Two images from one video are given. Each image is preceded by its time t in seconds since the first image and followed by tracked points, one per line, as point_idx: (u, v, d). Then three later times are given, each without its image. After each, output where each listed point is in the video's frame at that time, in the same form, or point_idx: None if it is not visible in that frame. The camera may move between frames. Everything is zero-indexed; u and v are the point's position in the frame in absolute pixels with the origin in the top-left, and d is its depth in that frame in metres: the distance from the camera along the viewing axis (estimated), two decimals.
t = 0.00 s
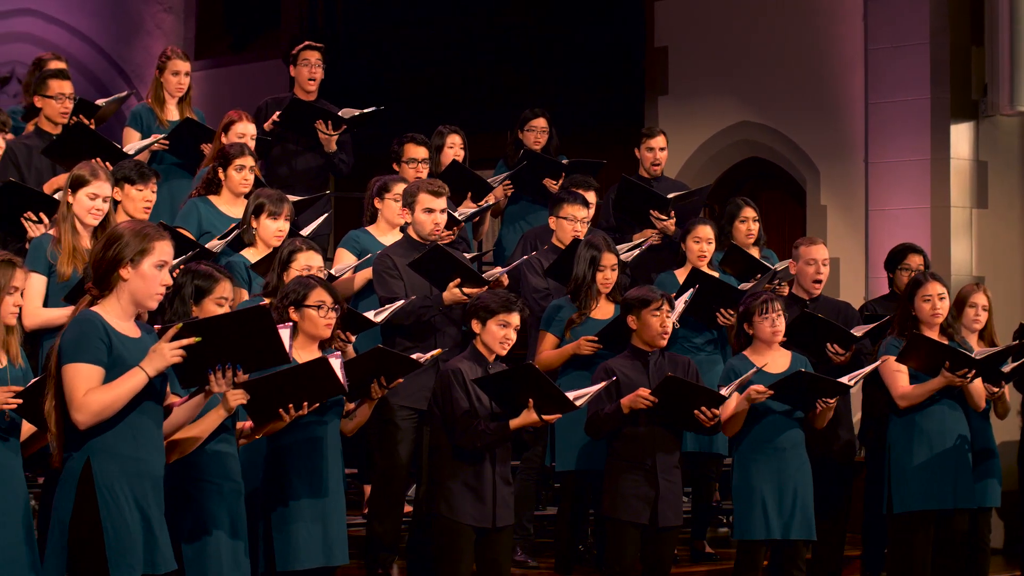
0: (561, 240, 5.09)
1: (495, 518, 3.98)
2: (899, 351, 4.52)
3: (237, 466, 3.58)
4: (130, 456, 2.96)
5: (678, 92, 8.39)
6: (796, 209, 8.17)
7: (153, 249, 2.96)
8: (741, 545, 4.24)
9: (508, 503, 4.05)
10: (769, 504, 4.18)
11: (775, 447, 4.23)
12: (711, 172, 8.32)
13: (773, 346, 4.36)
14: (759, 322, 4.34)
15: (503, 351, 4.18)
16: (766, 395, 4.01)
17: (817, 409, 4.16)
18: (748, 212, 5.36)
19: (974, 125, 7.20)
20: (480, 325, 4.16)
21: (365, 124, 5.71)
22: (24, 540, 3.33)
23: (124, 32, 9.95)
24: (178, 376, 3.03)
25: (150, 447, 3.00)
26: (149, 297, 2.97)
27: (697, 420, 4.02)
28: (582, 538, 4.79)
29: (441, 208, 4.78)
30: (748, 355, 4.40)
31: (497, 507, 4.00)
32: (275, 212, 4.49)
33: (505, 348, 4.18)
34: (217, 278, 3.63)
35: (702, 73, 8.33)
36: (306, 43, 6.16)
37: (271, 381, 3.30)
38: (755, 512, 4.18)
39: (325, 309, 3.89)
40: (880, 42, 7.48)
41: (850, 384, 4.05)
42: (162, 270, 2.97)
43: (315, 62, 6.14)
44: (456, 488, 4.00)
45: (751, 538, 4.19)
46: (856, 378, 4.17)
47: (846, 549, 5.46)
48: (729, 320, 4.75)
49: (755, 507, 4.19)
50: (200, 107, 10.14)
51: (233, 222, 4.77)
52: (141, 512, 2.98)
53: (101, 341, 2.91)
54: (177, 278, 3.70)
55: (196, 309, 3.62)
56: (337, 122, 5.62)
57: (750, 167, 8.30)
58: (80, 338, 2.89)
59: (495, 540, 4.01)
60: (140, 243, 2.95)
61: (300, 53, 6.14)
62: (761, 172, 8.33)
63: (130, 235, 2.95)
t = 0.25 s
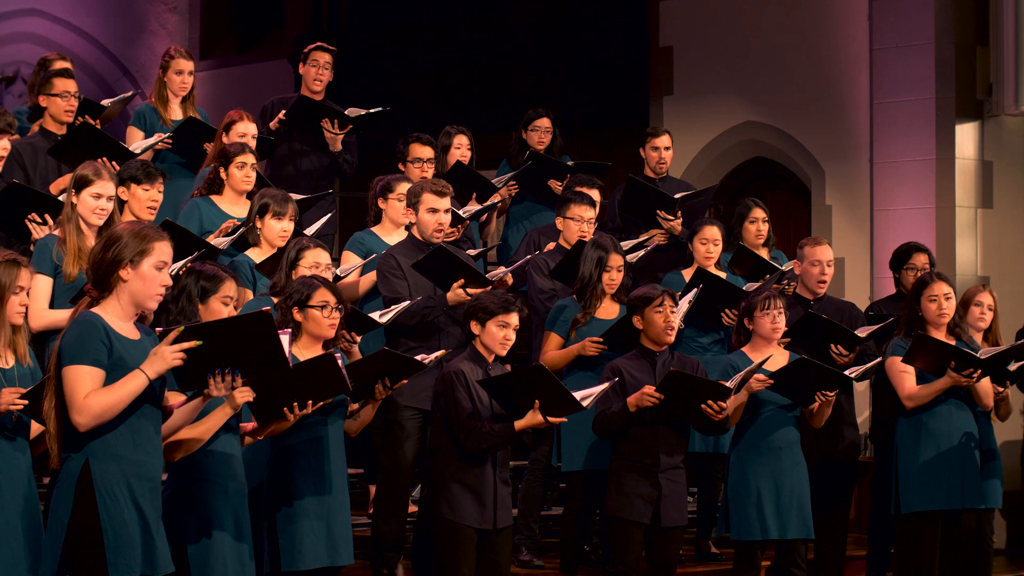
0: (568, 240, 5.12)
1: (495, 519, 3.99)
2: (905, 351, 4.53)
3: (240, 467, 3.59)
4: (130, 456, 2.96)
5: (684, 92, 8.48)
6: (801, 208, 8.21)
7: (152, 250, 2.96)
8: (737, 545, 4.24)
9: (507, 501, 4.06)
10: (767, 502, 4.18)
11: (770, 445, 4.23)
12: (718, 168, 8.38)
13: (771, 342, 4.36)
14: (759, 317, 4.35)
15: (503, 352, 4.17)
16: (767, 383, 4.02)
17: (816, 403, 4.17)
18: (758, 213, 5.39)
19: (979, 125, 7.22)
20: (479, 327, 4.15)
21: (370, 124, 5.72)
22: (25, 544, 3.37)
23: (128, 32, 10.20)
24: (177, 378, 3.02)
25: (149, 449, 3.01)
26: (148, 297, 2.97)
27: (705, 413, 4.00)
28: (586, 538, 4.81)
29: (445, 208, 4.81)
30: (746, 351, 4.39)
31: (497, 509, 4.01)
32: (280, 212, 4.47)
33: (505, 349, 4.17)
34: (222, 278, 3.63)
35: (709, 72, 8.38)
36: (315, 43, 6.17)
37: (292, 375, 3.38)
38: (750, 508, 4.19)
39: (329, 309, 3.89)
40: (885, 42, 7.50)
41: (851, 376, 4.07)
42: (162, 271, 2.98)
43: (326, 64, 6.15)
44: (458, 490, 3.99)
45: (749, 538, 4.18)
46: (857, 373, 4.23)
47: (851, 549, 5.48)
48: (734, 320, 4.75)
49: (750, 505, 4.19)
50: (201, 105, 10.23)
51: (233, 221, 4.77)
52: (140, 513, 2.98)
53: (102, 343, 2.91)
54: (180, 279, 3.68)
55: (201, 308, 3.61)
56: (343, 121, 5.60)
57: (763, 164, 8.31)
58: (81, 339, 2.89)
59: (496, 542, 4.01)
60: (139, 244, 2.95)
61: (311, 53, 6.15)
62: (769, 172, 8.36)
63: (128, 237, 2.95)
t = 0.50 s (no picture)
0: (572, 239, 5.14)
1: (500, 519, 3.99)
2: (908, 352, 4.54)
3: (241, 467, 3.59)
4: (128, 458, 2.96)
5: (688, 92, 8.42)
6: (804, 209, 8.15)
7: (151, 250, 2.96)
8: (736, 547, 4.24)
9: (513, 502, 4.06)
10: (763, 503, 4.17)
11: (767, 447, 4.22)
12: (721, 169, 8.35)
13: (772, 342, 4.34)
14: (761, 317, 4.34)
15: (501, 353, 4.17)
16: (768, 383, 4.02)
17: (816, 403, 4.16)
18: (766, 213, 5.45)
19: (983, 124, 7.23)
20: (476, 329, 4.16)
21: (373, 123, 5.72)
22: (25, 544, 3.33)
23: (132, 34, 9.96)
24: (177, 380, 2.99)
25: (147, 451, 3.00)
26: (148, 298, 2.97)
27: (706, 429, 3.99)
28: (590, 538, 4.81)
29: (446, 209, 4.80)
30: (745, 351, 4.37)
31: (502, 511, 4.01)
32: (283, 213, 4.48)
33: (502, 350, 4.18)
34: (224, 279, 3.65)
35: (712, 73, 8.35)
36: (321, 42, 6.18)
37: (295, 374, 3.38)
38: (746, 500, 4.19)
39: (332, 309, 3.89)
40: (890, 43, 7.54)
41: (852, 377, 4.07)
42: (161, 270, 2.97)
43: (331, 62, 6.17)
44: (461, 490, 3.98)
45: (745, 539, 4.18)
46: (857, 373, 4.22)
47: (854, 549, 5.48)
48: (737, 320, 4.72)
49: (747, 498, 4.19)
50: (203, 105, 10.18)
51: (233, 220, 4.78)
52: (139, 514, 2.97)
53: (101, 346, 2.90)
54: (181, 280, 3.68)
55: (206, 309, 3.62)
56: (345, 119, 5.62)
57: (768, 164, 8.28)
58: (81, 343, 2.89)
59: (501, 542, 4.02)
60: (137, 244, 2.95)
61: (317, 50, 6.16)
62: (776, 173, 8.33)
63: (126, 237, 2.95)
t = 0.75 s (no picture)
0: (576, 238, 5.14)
1: (504, 517, 3.99)
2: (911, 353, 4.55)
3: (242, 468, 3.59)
4: (129, 458, 2.96)
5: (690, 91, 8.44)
6: (807, 209, 8.17)
7: (145, 249, 2.97)
8: (737, 548, 4.22)
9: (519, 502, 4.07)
10: (758, 502, 4.17)
11: (762, 449, 4.22)
12: (724, 169, 8.37)
13: (774, 346, 4.33)
14: (765, 320, 4.31)
15: (501, 352, 4.17)
16: (769, 393, 4.01)
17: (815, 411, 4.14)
18: (772, 213, 5.46)
19: (986, 124, 7.24)
20: (475, 330, 4.15)
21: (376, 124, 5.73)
22: (28, 543, 3.36)
23: (135, 33, 10.00)
24: (177, 381, 3.01)
25: (147, 451, 3.00)
26: (145, 296, 2.98)
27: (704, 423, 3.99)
28: (593, 539, 4.81)
29: (443, 207, 4.80)
30: (747, 354, 4.38)
31: (508, 510, 4.01)
32: (286, 212, 4.48)
33: (502, 349, 4.18)
34: (226, 279, 3.65)
35: (716, 73, 8.37)
36: (321, 42, 6.21)
37: (295, 375, 3.41)
38: (745, 509, 4.17)
39: (335, 309, 3.88)
40: (892, 43, 7.54)
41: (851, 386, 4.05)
42: (156, 269, 2.98)
43: (330, 60, 6.20)
44: (464, 490, 3.98)
45: (743, 541, 4.17)
46: (859, 379, 4.17)
47: (857, 549, 5.48)
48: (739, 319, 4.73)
49: (745, 505, 4.17)
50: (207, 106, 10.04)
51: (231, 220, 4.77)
52: (140, 513, 2.97)
53: (99, 349, 2.90)
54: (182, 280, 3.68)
55: (207, 310, 3.62)
56: (348, 121, 5.64)
57: (770, 165, 8.29)
58: (79, 347, 2.88)
59: (506, 541, 4.02)
60: (131, 244, 2.96)
61: (317, 50, 6.19)
62: (777, 172, 8.34)
63: (121, 237, 2.96)
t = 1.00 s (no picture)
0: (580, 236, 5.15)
1: (512, 515, 3.99)
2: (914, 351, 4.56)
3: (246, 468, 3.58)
4: (134, 459, 2.96)
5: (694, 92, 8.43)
6: (811, 209, 8.21)
7: (147, 250, 2.96)
8: (742, 550, 4.20)
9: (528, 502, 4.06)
10: (763, 505, 4.16)
11: (768, 451, 4.22)
12: (727, 170, 8.39)
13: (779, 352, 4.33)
14: (770, 326, 4.31)
15: (508, 349, 4.16)
16: (775, 398, 4.08)
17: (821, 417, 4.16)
18: (775, 212, 5.49)
19: (990, 124, 7.35)
20: (480, 330, 4.16)
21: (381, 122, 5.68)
22: (34, 544, 3.37)
23: (137, 32, 9.62)
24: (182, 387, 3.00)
25: (153, 452, 3.00)
26: (149, 298, 2.97)
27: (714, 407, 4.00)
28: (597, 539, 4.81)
29: (441, 206, 4.77)
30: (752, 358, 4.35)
31: (515, 503, 4.01)
32: (291, 212, 4.47)
33: (509, 346, 4.16)
34: (228, 279, 3.65)
35: (717, 73, 8.38)
36: (321, 39, 6.21)
37: (300, 379, 3.41)
38: (750, 518, 4.16)
39: (340, 309, 3.89)
40: (896, 42, 7.55)
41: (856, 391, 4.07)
42: (159, 269, 2.97)
43: (330, 58, 6.20)
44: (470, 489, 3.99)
45: (747, 544, 4.16)
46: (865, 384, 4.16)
47: (862, 549, 5.47)
48: (740, 321, 4.78)
49: (749, 516, 4.16)
50: (211, 106, 10.08)
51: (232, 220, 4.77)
52: (146, 513, 2.97)
53: (102, 353, 2.89)
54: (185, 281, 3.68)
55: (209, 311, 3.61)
56: (352, 120, 5.61)
57: (775, 164, 8.32)
58: (83, 351, 2.88)
59: (513, 540, 4.02)
60: (134, 244, 2.95)
61: (316, 48, 6.20)
62: (781, 172, 8.39)
63: (124, 237, 2.95)
